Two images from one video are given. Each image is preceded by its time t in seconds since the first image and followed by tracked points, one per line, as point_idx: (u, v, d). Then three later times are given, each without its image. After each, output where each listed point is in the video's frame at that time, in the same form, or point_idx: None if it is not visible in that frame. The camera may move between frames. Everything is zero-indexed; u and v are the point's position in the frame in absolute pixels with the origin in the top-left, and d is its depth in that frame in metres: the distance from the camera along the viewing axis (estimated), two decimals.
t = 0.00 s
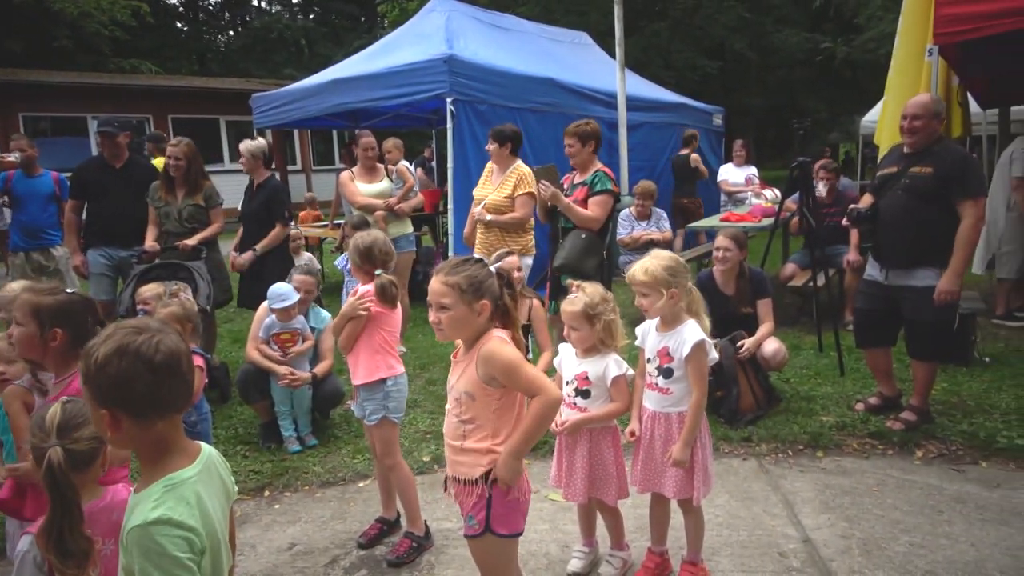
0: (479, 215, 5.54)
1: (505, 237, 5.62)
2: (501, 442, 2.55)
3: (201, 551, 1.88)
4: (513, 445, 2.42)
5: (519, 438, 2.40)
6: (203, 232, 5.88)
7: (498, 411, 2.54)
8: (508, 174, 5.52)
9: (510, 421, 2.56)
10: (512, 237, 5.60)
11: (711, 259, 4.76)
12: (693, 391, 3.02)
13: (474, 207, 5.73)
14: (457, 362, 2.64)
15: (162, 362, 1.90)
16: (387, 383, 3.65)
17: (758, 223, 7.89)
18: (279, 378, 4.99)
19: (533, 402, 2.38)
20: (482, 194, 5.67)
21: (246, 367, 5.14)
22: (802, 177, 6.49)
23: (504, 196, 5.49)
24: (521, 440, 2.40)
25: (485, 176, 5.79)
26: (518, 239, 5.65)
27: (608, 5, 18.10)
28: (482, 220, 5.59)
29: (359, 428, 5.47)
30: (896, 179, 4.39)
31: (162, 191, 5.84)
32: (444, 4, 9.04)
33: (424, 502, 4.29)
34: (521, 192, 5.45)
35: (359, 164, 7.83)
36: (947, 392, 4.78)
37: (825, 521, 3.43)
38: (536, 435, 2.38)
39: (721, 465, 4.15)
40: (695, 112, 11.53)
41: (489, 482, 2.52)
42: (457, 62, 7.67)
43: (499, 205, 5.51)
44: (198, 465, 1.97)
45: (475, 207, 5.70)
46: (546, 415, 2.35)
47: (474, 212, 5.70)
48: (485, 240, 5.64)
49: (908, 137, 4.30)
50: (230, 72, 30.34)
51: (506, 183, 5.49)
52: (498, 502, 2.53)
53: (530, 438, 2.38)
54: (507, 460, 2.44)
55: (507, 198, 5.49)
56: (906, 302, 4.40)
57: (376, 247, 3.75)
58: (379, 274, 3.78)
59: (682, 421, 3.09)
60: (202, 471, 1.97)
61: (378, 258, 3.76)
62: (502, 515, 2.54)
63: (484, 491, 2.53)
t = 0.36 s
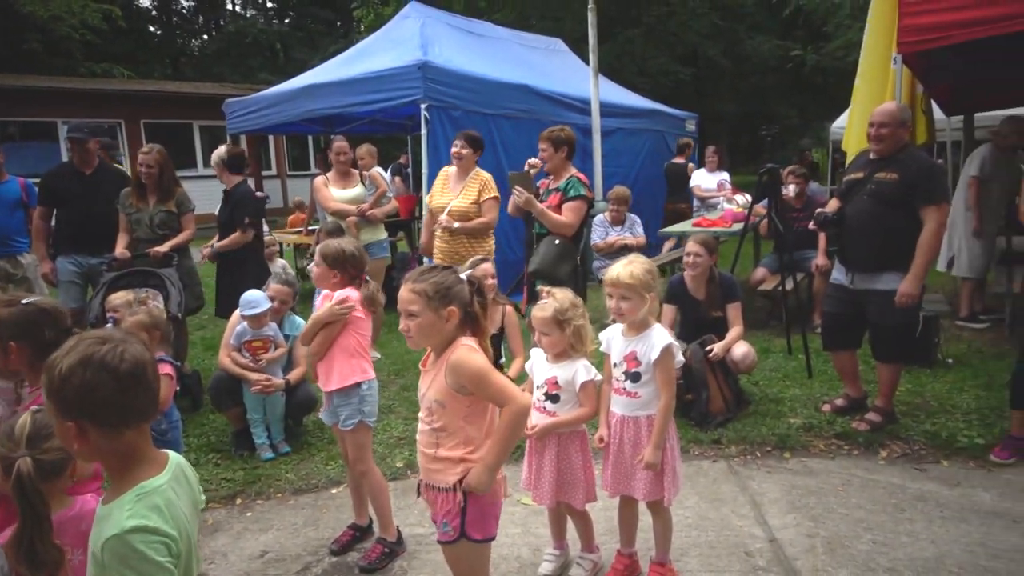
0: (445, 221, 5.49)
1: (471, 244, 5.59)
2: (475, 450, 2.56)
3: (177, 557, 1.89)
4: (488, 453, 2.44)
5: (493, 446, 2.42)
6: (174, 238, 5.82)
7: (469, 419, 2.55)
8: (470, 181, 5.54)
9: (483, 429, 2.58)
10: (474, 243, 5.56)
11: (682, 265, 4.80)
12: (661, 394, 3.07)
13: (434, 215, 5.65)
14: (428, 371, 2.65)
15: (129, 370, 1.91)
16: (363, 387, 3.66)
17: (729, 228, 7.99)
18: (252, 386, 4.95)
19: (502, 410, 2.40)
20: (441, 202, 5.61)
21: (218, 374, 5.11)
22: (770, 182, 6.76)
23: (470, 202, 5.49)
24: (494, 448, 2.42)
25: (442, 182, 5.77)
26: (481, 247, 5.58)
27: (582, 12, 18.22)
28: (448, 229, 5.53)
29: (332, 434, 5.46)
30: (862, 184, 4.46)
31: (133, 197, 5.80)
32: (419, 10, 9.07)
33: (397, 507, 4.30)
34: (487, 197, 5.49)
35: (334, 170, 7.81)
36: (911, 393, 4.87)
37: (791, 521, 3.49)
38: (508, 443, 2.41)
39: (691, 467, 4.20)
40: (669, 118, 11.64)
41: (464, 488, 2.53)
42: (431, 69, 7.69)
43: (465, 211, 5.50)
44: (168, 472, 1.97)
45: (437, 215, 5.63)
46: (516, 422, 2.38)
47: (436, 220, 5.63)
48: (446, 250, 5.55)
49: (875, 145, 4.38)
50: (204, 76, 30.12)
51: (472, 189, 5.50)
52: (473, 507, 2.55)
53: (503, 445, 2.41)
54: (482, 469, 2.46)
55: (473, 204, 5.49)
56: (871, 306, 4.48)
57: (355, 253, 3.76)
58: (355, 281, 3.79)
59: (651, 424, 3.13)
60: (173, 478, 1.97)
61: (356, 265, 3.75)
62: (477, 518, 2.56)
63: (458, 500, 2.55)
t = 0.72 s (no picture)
0: (342, 227, 5.48)
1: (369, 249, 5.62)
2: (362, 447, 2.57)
3: (56, 561, 1.86)
4: (376, 448, 2.50)
5: (380, 441, 2.49)
6: (60, 244, 5.61)
7: (356, 418, 2.56)
8: (367, 187, 5.60)
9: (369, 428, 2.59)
10: (369, 249, 5.59)
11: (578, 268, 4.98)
12: (550, 390, 3.21)
13: (326, 220, 5.62)
14: (315, 371, 2.67)
15: (8, 373, 1.89)
16: (267, 388, 3.65)
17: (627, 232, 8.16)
18: (144, 394, 4.82)
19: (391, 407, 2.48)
20: (334, 207, 5.59)
21: (108, 384, 4.97)
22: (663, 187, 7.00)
23: (366, 207, 5.51)
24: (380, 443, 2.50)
25: (331, 187, 5.72)
26: (377, 252, 5.62)
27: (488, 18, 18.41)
28: (345, 234, 5.53)
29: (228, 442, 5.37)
30: (743, 191, 4.67)
31: (15, 201, 5.57)
32: (322, 12, 9.00)
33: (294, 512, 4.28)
34: (384, 203, 5.56)
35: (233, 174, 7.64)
36: (789, 386, 5.18)
37: (676, 507, 3.67)
38: (395, 437, 2.49)
39: (584, 461, 4.34)
40: (570, 126, 11.91)
41: (352, 485, 2.57)
42: (334, 72, 7.67)
43: (361, 216, 5.50)
44: (50, 476, 1.94)
45: (330, 220, 5.60)
46: (404, 419, 2.47)
47: (329, 225, 5.61)
48: (339, 255, 5.56)
49: (754, 154, 4.60)
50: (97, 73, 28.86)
51: (369, 195, 5.55)
52: (361, 503, 2.60)
53: (389, 441, 2.49)
54: (366, 464, 2.52)
55: (371, 209, 5.52)
56: (749, 304, 4.71)
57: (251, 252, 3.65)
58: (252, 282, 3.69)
59: (540, 419, 3.25)
60: (55, 482, 1.94)
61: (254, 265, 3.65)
62: (366, 515, 2.61)
63: (348, 495, 2.59)
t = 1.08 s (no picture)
0: (169, 232, 5.27)
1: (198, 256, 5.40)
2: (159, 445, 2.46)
3: None
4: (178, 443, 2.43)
5: (183, 437, 2.43)
6: None
7: (155, 420, 2.48)
8: (195, 190, 5.41)
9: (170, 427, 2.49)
10: (199, 256, 5.39)
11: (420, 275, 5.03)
12: (378, 395, 3.24)
13: (151, 225, 5.39)
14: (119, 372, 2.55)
15: None
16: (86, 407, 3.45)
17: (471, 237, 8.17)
18: None
19: (199, 403, 2.45)
20: (159, 211, 5.37)
21: None
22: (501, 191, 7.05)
23: (195, 211, 5.33)
24: (181, 439, 2.44)
25: (156, 190, 5.49)
26: (208, 258, 5.42)
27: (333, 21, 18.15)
28: (172, 240, 5.32)
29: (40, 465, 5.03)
30: (573, 198, 4.89)
31: None
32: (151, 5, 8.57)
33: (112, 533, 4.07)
34: (214, 206, 5.40)
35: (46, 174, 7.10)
36: (619, 384, 5.47)
37: (508, 504, 3.80)
38: (201, 435, 2.44)
39: (423, 464, 4.38)
40: (417, 132, 11.92)
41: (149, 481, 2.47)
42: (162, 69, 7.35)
43: (189, 220, 5.32)
44: None
45: (154, 226, 5.37)
46: (212, 415, 2.44)
47: (154, 231, 5.38)
48: (165, 262, 5.32)
49: (584, 166, 4.82)
50: None
51: (198, 199, 5.36)
52: (158, 501, 2.49)
53: (193, 438, 2.43)
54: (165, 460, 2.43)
55: (200, 213, 5.35)
56: (580, 308, 4.91)
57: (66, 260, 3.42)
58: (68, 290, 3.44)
59: (369, 424, 3.28)
60: None
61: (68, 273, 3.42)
62: (164, 512, 2.50)
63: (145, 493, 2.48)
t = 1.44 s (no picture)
0: (34, 241, 4.95)
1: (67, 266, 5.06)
2: None
3: None
4: None
5: None
6: None
7: None
8: (64, 195, 5.05)
9: None
10: (70, 266, 5.06)
11: (297, 282, 4.89)
12: (237, 408, 3.12)
13: (17, 234, 5.06)
14: None
15: None
16: None
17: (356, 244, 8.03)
18: None
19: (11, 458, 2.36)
20: (24, 218, 5.03)
21: None
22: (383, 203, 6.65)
23: (61, 217, 4.99)
24: None
25: (22, 197, 5.14)
26: (81, 267, 5.08)
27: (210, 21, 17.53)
28: (38, 249, 4.99)
29: None
30: (451, 206, 4.89)
31: None
32: None
33: None
34: (86, 212, 5.03)
35: None
36: (505, 388, 5.51)
37: (390, 515, 3.77)
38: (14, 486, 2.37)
39: (303, 479, 4.29)
40: (303, 136, 11.63)
41: None
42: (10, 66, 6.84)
43: (57, 227, 4.99)
44: None
45: (19, 233, 5.04)
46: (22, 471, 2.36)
47: (19, 239, 5.04)
48: (33, 272, 5.02)
49: (461, 172, 4.84)
50: None
51: (66, 205, 5.00)
52: None
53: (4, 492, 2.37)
54: None
55: (69, 219, 5.01)
56: (463, 314, 4.90)
57: None
58: None
59: (230, 440, 3.17)
60: None
61: None
62: None
63: None
